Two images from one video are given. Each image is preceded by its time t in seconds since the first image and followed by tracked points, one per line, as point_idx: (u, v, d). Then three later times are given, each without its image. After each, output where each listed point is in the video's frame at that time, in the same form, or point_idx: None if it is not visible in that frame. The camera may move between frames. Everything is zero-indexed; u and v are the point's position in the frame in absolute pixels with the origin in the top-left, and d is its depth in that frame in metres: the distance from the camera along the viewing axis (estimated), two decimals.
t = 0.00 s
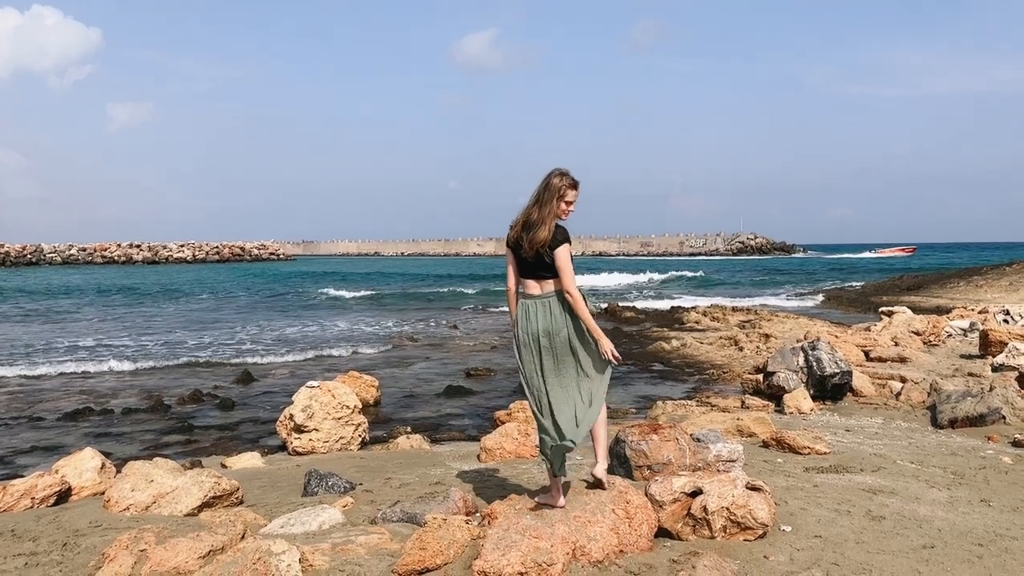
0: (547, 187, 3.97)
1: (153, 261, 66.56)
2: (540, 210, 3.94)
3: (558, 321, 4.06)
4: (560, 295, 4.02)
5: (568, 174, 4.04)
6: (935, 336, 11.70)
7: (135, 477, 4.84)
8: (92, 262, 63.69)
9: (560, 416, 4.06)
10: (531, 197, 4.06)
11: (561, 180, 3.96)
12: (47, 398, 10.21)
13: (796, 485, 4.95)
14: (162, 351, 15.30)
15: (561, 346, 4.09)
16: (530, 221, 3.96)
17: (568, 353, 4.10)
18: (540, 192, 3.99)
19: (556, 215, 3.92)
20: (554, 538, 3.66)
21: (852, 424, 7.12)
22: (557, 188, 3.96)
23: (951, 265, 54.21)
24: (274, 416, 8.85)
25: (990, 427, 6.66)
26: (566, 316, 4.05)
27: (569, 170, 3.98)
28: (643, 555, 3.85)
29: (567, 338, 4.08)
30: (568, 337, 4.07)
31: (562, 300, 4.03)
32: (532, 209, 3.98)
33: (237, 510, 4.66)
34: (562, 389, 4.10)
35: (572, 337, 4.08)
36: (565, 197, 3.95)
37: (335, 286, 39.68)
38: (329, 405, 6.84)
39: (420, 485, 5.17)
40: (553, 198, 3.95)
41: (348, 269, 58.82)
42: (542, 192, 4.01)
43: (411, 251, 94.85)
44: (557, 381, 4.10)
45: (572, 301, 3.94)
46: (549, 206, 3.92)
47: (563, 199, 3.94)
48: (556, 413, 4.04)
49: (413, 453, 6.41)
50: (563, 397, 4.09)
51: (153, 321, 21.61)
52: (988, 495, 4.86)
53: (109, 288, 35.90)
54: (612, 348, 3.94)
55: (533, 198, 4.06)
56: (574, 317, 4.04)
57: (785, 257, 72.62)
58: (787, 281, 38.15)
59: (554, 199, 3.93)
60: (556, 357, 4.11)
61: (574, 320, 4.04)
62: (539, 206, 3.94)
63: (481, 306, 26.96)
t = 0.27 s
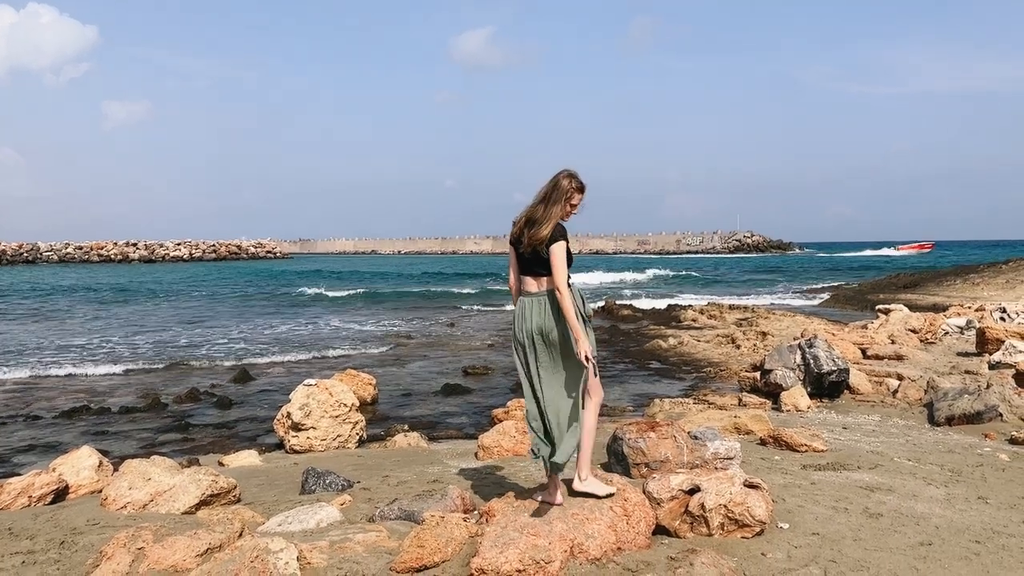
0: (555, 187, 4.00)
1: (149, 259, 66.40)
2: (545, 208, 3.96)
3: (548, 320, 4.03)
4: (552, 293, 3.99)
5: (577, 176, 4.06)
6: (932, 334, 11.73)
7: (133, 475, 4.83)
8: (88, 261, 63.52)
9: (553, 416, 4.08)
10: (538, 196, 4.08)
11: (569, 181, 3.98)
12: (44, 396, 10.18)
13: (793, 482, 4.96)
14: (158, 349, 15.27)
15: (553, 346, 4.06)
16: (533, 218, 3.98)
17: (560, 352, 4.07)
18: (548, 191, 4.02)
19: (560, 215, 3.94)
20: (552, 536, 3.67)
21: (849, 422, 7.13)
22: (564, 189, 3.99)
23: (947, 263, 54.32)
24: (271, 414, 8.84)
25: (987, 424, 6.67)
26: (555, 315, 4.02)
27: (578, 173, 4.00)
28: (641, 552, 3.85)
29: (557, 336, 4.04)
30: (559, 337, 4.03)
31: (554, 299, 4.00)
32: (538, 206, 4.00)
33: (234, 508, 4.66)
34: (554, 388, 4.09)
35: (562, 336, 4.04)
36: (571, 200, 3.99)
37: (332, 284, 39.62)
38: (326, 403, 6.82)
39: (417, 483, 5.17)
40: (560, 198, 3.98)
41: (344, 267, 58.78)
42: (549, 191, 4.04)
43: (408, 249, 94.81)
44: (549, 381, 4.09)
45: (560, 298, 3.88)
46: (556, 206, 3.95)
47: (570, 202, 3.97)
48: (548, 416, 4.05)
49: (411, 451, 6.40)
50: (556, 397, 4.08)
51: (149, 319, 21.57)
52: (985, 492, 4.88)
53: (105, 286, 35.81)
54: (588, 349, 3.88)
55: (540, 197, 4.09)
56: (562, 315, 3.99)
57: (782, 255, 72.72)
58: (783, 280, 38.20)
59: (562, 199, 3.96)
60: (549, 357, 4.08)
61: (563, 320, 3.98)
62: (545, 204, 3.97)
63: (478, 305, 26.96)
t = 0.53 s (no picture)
0: (561, 186, 3.99)
1: (145, 258, 66.26)
2: (550, 206, 3.96)
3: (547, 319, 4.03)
4: (550, 292, 3.98)
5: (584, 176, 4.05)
6: (928, 332, 11.75)
7: (129, 474, 4.82)
8: (84, 259, 63.37)
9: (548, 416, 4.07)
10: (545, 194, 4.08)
11: (576, 181, 3.97)
12: (39, 395, 10.15)
13: (790, 480, 4.97)
14: (154, 347, 15.24)
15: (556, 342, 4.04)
16: (537, 215, 3.98)
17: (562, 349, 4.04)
18: (554, 189, 4.01)
19: (564, 214, 3.94)
20: (550, 534, 3.67)
21: (846, 420, 7.14)
22: (571, 186, 3.97)
23: (943, 262, 54.44)
24: (268, 413, 8.83)
25: (983, 422, 6.69)
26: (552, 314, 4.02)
27: (585, 173, 3.98)
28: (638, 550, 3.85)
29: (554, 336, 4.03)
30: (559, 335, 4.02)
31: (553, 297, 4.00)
32: (542, 204, 4.00)
33: (231, 507, 4.65)
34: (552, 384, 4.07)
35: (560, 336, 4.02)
36: (577, 199, 3.98)
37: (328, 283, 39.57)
38: (323, 401, 6.81)
39: (414, 481, 5.16)
40: (565, 198, 3.97)
41: (341, 266, 58.72)
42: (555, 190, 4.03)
43: (405, 247, 94.75)
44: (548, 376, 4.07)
45: (557, 297, 3.87)
46: (560, 204, 3.94)
47: (576, 201, 3.96)
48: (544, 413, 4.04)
49: (408, 449, 6.40)
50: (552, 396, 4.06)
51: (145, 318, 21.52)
52: (981, 490, 4.88)
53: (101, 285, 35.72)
54: (582, 349, 3.85)
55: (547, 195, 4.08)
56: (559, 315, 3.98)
57: (778, 253, 72.87)
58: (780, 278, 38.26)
59: (567, 199, 3.95)
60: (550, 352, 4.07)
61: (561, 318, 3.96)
62: (550, 202, 3.97)
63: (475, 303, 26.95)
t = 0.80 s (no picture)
0: (565, 186, 4.00)
1: (141, 257, 66.11)
2: (554, 205, 3.96)
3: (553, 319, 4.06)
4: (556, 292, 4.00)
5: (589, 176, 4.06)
6: (923, 332, 11.79)
7: (125, 473, 4.81)
8: (79, 258, 63.19)
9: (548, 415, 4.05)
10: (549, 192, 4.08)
11: (581, 181, 3.98)
12: (34, 395, 10.13)
13: (786, 480, 4.98)
14: (150, 347, 15.20)
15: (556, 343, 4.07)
16: (541, 215, 3.98)
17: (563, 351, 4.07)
18: (558, 188, 4.01)
19: (569, 213, 3.94)
20: (545, 533, 3.68)
21: (841, 419, 7.15)
22: (575, 187, 3.98)
23: (939, 262, 54.58)
24: (264, 412, 8.82)
25: (977, 422, 6.71)
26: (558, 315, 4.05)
27: (590, 172, 3.99)
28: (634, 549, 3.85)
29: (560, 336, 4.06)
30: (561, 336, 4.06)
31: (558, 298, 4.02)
32: (547, 203, 4.00)
33: (227, 507, 4.65)
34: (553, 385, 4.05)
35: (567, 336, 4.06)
36: (582, 200, 3.98)
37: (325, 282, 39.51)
38: (319, 401, 6.81)
39: (410, 481, 5.16)
40: (570, 197, 3.98)
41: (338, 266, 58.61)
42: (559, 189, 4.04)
43: (401, 246, 94.69)
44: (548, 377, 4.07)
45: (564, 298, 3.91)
46: (565, 204, 3.94)
47: (580, 200, 3.96)
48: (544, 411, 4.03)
49: (404, 449, 6.40)
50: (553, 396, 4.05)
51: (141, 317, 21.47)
52: (976, 489, 4.90)
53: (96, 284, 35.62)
54: (592, 354, 3.92)
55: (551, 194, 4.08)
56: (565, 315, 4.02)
57: (775, 253, 72.99)
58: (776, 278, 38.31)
59: (572, 198, 3.96)
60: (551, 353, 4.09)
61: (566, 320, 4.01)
62: (554, 202, 3.97)
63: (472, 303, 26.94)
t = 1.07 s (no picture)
0: (571, 186, 4.00)
1: (138, 257, 66.08)
2: (559, 205, 3.97)
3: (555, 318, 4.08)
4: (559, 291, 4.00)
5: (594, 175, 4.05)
6: (919, 332, 11.83)
7: (120, 474, 4.81)
8: (76, 258, 63.09)
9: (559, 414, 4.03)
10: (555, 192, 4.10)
11: (586, 181, 3.98)
12: (29, 395, 10.11)
13: (781, 480, 4.99)
14: (146, 347, 15.18)
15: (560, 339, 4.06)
16: (547, 214, 4.00)
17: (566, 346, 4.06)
18: (563, 188, 4.02)
19: (574, 212, 3.95)
20: (541, 534, 3.69)
21: (836, 420, 7.18)
22: (579, 186, 3.98)
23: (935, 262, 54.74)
24: (260, 413, 8.82)
25: (972, 422, 6.72)
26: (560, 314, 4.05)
27: (595, 172, 3.99)
28: (630, 549, 3.85)
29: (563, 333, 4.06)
30: (567, 333, 4.03)
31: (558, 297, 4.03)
32: (553, 203, 4.02)
33: (223, 507, 4.65)
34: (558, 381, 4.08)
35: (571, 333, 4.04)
36: (587, 199, 3.98)
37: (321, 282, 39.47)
38: (315, 401, 6.80)
39: (406, 481, 5.16)
40: (575, 197, 3.98)
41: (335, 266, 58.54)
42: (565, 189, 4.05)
43: (399, 246, 94.68)
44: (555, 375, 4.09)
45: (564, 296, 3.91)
46: (570, 204, 3.95)
47: (585, 200, 3.96)
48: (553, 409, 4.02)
49: (400, 449, 6.40)
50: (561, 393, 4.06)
51: (137, 317, 21.44)
52: (970, 489, 4.92)
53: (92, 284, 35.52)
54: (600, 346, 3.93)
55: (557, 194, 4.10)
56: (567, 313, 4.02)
57: (772, 253, 73.08)
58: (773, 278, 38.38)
59: (577, 198, 3.96)
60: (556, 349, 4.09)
61: (568, 317, 4.01)
62: (560, 201, 3.98)
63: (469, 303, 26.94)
